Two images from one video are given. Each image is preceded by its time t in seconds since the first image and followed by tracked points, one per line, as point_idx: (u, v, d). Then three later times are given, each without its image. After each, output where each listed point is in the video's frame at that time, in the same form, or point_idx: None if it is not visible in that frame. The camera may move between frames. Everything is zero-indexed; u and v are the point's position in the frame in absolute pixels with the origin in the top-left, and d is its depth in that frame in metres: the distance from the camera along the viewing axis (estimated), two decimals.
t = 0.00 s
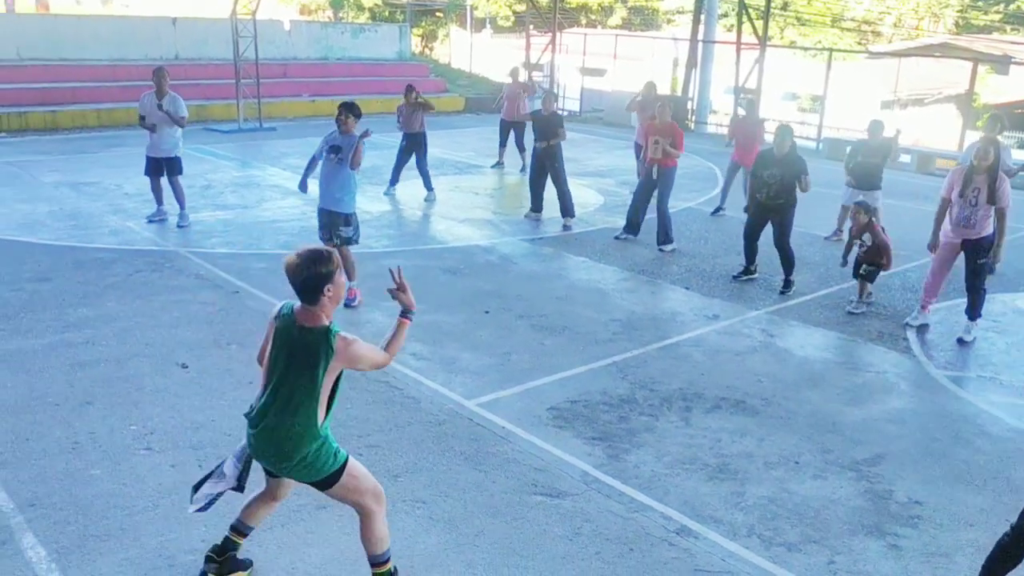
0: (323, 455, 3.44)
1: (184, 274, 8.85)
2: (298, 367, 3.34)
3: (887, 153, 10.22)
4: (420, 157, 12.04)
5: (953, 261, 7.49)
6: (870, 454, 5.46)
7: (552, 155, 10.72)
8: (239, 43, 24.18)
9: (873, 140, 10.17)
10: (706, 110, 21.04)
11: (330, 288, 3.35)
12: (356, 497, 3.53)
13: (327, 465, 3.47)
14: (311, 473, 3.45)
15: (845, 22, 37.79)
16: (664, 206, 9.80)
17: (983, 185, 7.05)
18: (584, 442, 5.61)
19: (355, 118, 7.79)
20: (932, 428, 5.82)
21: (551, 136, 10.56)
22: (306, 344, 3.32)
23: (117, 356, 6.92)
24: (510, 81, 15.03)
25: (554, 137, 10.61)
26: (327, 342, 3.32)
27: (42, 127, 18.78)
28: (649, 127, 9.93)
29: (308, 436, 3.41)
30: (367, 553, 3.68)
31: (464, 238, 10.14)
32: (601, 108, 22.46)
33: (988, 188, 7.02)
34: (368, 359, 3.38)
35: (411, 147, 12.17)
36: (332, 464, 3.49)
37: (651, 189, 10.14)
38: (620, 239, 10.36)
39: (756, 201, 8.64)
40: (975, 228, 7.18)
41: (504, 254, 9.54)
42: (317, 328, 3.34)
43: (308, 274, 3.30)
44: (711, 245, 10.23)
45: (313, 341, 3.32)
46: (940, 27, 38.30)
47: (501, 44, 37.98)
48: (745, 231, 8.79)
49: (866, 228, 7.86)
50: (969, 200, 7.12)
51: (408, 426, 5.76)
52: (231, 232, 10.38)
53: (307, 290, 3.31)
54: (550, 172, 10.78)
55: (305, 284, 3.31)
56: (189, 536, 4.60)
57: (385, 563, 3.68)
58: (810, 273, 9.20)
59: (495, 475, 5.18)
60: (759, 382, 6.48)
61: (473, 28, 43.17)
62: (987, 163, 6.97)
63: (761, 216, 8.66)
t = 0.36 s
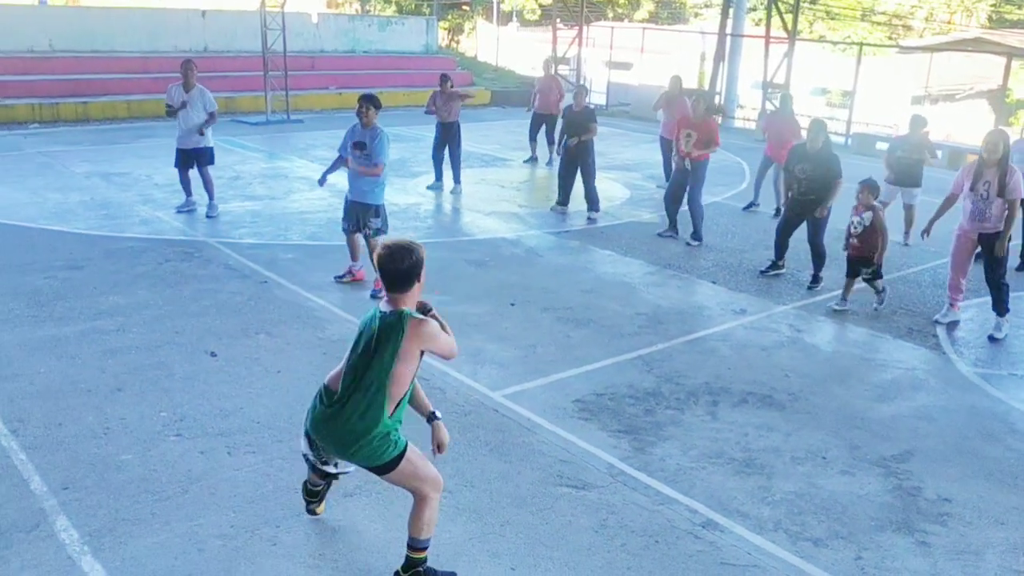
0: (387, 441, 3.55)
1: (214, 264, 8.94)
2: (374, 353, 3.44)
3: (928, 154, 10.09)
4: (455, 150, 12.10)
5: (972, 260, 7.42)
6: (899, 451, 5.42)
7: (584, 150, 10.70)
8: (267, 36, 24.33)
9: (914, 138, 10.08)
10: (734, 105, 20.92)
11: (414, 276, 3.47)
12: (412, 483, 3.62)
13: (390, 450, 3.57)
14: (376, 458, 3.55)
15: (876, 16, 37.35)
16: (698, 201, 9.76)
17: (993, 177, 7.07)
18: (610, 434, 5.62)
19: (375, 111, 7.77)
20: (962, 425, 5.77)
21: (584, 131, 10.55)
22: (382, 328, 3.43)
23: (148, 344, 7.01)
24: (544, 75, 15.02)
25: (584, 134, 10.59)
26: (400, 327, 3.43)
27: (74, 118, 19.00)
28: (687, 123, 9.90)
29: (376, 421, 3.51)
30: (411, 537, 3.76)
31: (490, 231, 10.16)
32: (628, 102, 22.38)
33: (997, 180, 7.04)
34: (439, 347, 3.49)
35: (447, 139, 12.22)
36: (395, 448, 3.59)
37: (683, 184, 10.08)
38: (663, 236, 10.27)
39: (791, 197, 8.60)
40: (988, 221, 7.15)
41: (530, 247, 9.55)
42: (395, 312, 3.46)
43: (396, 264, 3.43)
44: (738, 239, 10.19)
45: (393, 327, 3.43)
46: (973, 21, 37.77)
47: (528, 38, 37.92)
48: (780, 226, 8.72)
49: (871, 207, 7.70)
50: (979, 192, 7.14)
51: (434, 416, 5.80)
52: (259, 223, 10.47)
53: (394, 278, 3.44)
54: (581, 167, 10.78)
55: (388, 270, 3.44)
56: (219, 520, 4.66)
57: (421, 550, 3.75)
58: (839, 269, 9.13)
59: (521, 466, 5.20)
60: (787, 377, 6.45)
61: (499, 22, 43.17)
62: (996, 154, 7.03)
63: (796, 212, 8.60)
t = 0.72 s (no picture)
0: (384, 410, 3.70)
1: (233, 261, 9.00)
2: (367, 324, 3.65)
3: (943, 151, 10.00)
4: (466, 146, 12.10)
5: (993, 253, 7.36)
6: (920, 446, 5.38)
7: (597, 147, 10.69)
8: (285, 35, 24.46)
9: (926, 132, 9.99)
10: (752, 102, 20.84)
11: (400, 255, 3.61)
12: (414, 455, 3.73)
13: (390, 419, 3.72)
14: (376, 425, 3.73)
15: (895, 12, 37.10)
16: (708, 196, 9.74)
17: (1014, 169, 7.01)
18: (628, 429, 5.61)
19: (379, 108, 7.66)
20: (984, 420, 5.73)
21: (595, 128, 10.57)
22: (374, 302, 3.63)
23: (168, 339, 7.06)
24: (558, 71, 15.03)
25: (595, 130, 10.63)
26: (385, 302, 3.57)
27: (94, 118, 19.17)
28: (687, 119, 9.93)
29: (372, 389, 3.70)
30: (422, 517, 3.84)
31: (507, 228, 10.18)
32: (645, 100, 22.33)
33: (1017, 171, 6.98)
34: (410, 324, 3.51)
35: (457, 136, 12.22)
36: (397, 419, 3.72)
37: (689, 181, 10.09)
38: (665, 229, 10.30)
39: (806, 193, 8.56)
40: (1010, 213, 7.10)
41: (547, 243, 9.55)
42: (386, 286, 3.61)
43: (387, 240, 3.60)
44: (756, 235, 10.15)
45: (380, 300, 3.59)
46: (994, 18, 37.44)
47: (545, 36, 37.93)
48: (793, 222, 8.68)
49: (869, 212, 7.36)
50: (1000, 184, 7.08)
51: (452, 410, 5.81)
52: (278, 220, 10.53)
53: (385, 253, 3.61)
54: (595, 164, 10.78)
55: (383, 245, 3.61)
56: (239, 512, 4.69)
57: (434, 536, 3.83)
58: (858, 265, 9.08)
59: (539, 459, 5.21)
60: (806, 373, 6.42)
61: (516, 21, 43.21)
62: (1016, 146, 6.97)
63: (810, 208, 8.56)
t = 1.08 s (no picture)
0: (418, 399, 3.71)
1: (265, 263, 9.09)
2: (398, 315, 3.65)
3: (973, 141, 9.79)
4: (490, 148, 12.14)
5: None
6: (957, 441, 5.30)
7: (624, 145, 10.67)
8: (314, 41, 24.69)
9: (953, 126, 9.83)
10: (782, 100, 20.69)
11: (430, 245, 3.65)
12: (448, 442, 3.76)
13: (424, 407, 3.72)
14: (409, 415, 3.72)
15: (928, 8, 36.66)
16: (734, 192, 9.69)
17: None
18: (659, 425, 5.59)
19: (399, 109, 7.74)
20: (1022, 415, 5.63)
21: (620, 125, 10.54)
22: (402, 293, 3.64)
23: (202, 339, 7.15)
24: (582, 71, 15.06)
25: (621, 127, 10.59)
26: (426, 291, 3.61)
27: (128, 126, 19.50)
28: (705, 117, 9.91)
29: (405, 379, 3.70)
30: (452, 506, 3.85)
31: (535, 227, 10.19)
32: (673, 100, 22.25)
33: None
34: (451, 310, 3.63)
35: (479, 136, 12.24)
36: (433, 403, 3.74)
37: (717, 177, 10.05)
38: (694, 226, 10.28)
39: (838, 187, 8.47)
40: None
41: (576, 243, 9.55)
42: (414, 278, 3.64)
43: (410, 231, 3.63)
44: (787, 233, 10.07)
45: (411, 290, 3.62)
46: None
47: (572, 38, 37.94)
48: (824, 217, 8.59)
49: (858, 208, 7.04)
50: None
51: (483, 408, 5.82)
52: (309, 223, 10.63)
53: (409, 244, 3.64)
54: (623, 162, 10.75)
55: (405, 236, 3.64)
56: (272, 508, 4.74)
57: (461, 526, 3.85)
58: (892, 261, 8.97)
59: (570, 456, 5.20)
60: (839, 369, 6.35)
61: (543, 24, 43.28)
62: None
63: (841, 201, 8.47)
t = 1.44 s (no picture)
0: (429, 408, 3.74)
1: (271, 266, 9.12)
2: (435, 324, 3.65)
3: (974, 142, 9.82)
4: (495, 151, 12.16)
5: None
6: (964, 439, 5.29)
7: (630, 147, 10.66)
8: (318, 46, 24.77)
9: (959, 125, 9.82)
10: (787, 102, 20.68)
11: (476, 259, 3.67)
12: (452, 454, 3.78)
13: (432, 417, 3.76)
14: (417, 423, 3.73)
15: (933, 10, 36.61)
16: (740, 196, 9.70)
17: None
18: (666, 425, 5.59)
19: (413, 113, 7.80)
20: None
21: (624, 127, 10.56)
22: (447, 303, 3.64)
23: (209, 342, 7.17)
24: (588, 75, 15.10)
25: (625, 128, 10.60)
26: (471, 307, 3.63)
27: (134, 132, 19.57)
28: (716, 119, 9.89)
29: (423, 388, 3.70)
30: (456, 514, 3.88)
31: (540, 230, 10.21)
32: (677, 103, 22.25)
33: None
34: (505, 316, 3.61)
35: (484, 141, 12.34)
36: (437, 412, 3.79)
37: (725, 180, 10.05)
38: (699, 228, 10.29)
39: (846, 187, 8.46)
40: None
41: (581, 244, 9.55)
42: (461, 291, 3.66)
43: (465, 245, 3.66)
44: (792, 234, 10.07)
45: (456, 303, 3.63)
46: None
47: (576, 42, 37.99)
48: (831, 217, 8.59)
49: (841, 216, 7.01)
50: None
51: (489, 408, 5.83)
52: (315, 227, 10.66)
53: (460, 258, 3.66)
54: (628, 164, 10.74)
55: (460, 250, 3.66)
56: (280, 508, 4.75)
57: (471, 531, 3.87)
58: (898, 261, 8.95)
59: (576, 455, 5.20)
60: (846, 368, 6.34)
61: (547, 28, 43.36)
62: None
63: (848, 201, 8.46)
